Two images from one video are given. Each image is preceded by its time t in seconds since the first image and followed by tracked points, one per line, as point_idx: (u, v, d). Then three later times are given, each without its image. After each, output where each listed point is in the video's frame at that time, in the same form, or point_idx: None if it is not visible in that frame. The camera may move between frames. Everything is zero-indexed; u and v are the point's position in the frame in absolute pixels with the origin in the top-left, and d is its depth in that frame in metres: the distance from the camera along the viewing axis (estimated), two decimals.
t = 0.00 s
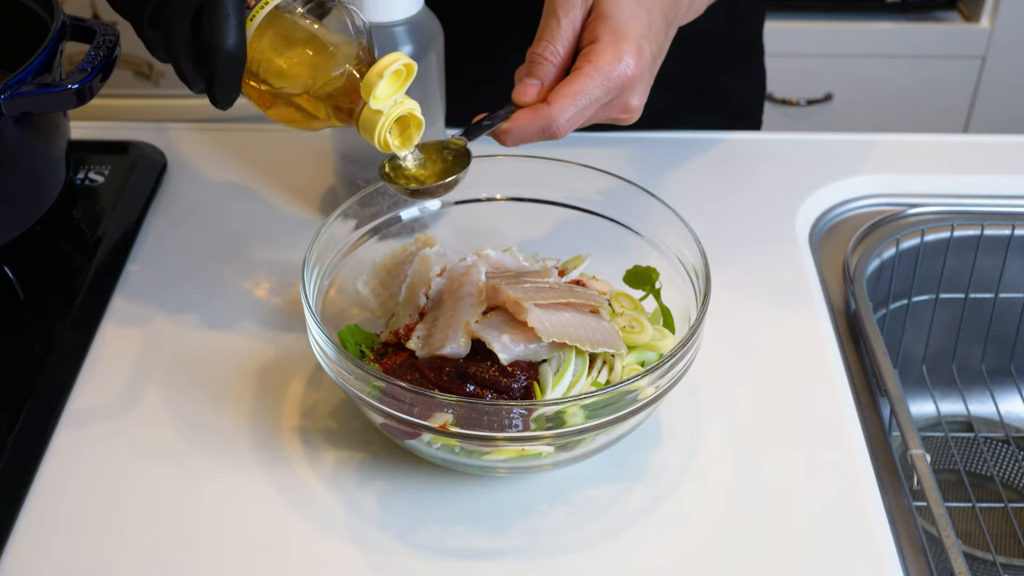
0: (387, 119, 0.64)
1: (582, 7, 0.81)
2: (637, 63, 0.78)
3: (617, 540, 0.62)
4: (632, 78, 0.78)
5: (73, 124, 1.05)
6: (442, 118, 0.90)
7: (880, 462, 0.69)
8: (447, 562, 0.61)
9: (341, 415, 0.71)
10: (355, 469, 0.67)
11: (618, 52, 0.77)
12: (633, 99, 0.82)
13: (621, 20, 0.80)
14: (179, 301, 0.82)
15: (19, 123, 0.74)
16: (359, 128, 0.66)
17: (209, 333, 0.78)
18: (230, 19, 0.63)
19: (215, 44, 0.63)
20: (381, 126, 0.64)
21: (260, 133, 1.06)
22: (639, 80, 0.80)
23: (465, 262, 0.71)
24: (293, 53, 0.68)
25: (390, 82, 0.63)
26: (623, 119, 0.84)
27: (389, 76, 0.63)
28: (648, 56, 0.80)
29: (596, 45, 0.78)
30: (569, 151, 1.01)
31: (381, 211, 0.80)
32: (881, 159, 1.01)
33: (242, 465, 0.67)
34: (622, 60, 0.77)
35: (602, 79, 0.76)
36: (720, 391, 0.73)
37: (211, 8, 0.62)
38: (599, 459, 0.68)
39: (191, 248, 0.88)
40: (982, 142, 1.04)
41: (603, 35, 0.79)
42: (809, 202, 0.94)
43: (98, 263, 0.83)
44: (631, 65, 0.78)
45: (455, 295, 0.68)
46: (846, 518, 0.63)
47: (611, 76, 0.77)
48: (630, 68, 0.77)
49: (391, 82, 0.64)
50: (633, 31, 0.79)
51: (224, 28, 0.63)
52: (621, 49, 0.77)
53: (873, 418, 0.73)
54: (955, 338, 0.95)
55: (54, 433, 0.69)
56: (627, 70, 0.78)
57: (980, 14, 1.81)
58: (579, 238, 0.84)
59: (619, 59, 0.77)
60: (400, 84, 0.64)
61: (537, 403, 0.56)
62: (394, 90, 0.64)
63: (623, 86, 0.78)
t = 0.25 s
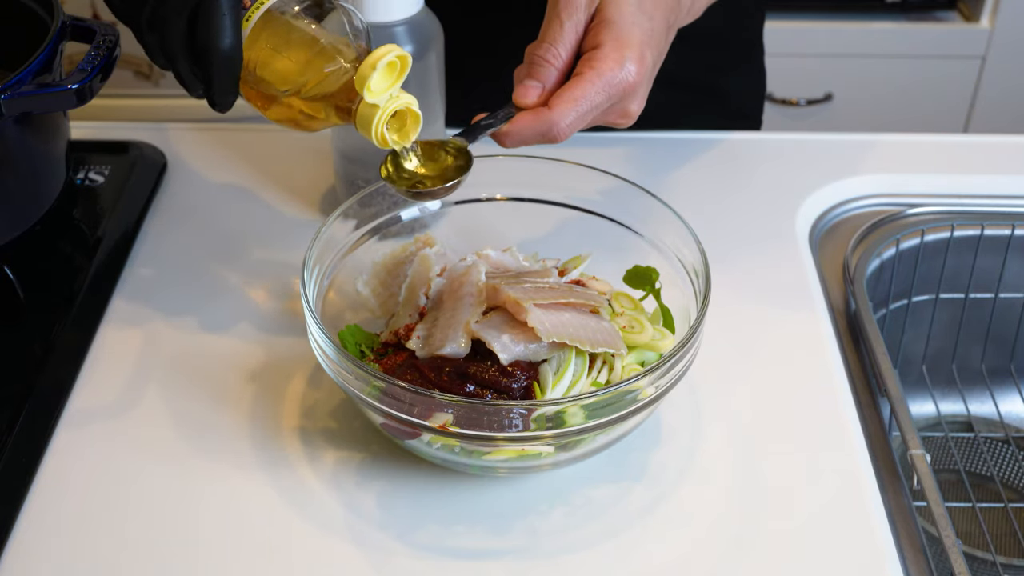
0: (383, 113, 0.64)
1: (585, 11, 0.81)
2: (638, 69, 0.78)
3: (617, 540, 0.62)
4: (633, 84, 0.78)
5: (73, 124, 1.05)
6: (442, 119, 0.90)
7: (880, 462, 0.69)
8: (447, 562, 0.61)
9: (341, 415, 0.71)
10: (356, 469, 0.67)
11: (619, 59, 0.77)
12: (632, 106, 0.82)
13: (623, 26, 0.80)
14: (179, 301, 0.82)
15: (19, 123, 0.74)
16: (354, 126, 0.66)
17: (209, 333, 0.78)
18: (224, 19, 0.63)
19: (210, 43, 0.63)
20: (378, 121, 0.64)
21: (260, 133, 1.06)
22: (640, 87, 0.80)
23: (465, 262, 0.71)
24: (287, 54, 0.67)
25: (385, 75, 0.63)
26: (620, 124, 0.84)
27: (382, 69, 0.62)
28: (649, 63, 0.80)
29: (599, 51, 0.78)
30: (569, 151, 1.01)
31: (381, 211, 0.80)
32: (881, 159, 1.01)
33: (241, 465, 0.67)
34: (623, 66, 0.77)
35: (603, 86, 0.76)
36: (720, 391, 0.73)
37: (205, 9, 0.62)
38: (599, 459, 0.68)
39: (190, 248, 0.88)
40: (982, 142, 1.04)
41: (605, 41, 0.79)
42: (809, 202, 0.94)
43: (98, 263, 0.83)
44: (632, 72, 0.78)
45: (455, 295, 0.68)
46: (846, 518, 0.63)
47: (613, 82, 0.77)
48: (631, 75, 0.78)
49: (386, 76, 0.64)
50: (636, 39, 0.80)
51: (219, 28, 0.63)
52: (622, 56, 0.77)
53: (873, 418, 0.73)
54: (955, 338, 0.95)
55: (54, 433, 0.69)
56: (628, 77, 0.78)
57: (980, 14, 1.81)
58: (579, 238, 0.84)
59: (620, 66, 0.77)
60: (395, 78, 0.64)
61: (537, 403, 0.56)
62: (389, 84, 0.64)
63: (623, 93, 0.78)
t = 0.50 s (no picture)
0: (389, 65, 0.61)
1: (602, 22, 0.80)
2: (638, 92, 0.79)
3: (616, 540, 0.62)
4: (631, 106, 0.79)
5: (73, 124, 1.05)
6: (442, 119, 0.90)
7: (880, 462, 0.69)
8: (447, 562, 0.61)
9: (340, 415, 0.71)
10: (355, 469, 0.67)
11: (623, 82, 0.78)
12: (621, 125, 0.83)
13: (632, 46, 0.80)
14: (179, 301, 0.82)
15: (19, 123, 0.74)
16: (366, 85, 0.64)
17: (209, 333, 0.78)
18: (228, 20, 0.63)
19: (217, 44, 0.64)
20: (386, 72, 0.62)
21: (261, 133, 1.06)
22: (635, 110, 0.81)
23: (465, 262, 0.71)
24: (294, 50, 0.65)
25: (381, 25, 0.61)
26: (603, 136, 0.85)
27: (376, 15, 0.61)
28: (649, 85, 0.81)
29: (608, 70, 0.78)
30: (569, 151, 1.01)
31: (381, 211, 0.80)
32: (881, 159, 1.01)
33: (241, 465, 0.67)
34: (628, 92, 0.78)
35: (606, 108, 0.77)
36: (720, 391, 0.73)
37: (208, 10, 0.63)
38: (599, 458, 0.68)
39: (191, 248, 0.88)
40: (982, 141, 1.04)
41: (616, 61, 0.79)
42: (809, 202, 0.94)
43: (98, 263, 0.83)
44: (634, 99, 0.79)
45: (454, 295, 0.69)
46: (846, 518, 0.63)
47: (615, 105, 0.77)
48: (631, 98, 0.78)
49: (382, 26, 0.61)
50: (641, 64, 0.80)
51: (223, 29, 0.63)
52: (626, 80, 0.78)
53: (873, 418, 0.73)
54: (955, 338, 0.95)
55: (54, 433, 0.69)
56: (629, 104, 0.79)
57: (980, 14, 1.81)
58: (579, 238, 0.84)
59: (626, 91, 0.78)
60: (392, 25, 0.62)
61: (537, 403, 0.56)
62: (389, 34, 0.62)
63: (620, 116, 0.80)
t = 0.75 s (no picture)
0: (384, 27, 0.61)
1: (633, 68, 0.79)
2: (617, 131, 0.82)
3: (616, 540, 0.62)
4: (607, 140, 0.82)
5: (73, 124, 1.05)
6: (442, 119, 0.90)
7: (880, 462, 0.69)
8: (447, 562, 0.61)
9: (340, 416, 0.71)
10: (355, 469, 0.67)
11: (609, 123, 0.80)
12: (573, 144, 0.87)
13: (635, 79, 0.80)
14: (179, 301, 0.82)
15: (19, 124, 0.74)
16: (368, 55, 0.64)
17: (209, 334, 0.78)
18: (228, 4, 0.62)
19: (218, 30, 0.63)
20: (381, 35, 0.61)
21: (261, 133, 1.06)
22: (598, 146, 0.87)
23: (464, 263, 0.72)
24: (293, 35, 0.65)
25: None
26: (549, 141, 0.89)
27: None
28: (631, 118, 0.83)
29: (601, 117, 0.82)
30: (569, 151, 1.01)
31: (381, 211, 0.80)
32: (881, 159, 1.01)
33: (241, 465, 0.67)
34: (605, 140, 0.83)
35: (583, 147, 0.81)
36: (720, 391, 0.73)
37: None
38: (599, 459, 0.68)
39: (191, 248, 0.88)
40: (982, 142, 1.04)
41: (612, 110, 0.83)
42: (809, 202, 0.94)
43: (98, 263, 0.83)
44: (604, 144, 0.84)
45: (454, 295, 0.69)
46: (846, 518, 0.63)
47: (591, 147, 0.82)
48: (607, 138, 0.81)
49: None
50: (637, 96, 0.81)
51: (224, 15, 0.62)
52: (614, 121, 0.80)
53: (873, 418, 0.73)
54: (955, 338, 0.95)
55: (54, 433, 0.69)
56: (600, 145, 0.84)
57: (980, 14, 1.81)
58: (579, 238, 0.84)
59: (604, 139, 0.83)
60: None
61: (537, 403, 0.56)
62: None
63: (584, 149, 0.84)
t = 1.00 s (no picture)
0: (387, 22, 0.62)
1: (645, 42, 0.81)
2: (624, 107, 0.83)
3: (616, 540, 0.62)
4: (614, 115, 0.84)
5: (73, 124, 1.05)
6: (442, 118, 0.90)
7: (879, 462, 0.69)
8: (446, 562, 0.61)
9: (340, 416, 0.71)
10: (355, 469, 0.67)
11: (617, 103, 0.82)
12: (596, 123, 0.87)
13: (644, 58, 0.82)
14: (179, 301, 0.82)
15: (19, 123, 0.74)
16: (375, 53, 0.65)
17: (209, 334, 0.78)
18: None
19: (223, 23, 0.63)
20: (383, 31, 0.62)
21: (261, 133, 1.06)
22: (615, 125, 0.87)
23: (465, 262, 0.71)
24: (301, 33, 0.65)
25: None
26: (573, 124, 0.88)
27: None
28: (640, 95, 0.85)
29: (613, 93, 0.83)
30: (569, 151, 1.01)
31: (381, 211, 0.80)
32: (881, 159, 1.01)
33: (241, 465, 0.67)
34: (618, 117, 0.84)
35: (595, 125, 0.82)
36: (720, 391, 0.73)
37: None
38: (599, 459, 0.68)
39: (190, 249, 0.88)
40: (982, 142, 1.04)
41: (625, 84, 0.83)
42: (809, 202, 0.94)
43: (98, 263, 0.83)
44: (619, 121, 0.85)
45: (455, 295, 0.69)
46: (846, 518, 0.63)
47: (604, 125, 0.83)
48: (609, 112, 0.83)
49: None
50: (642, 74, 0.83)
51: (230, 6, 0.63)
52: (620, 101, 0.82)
53: (873, 418, 0.73)
54: (955, 338, 0.95)
55: (55, 432, 0.69)
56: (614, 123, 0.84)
57: (980, 14, 1.81)
58: (579, 238, 0.84)
59: (617, 116, 0.83)
60: None
61: (537, 403, 0.56)
62: None
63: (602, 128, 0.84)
